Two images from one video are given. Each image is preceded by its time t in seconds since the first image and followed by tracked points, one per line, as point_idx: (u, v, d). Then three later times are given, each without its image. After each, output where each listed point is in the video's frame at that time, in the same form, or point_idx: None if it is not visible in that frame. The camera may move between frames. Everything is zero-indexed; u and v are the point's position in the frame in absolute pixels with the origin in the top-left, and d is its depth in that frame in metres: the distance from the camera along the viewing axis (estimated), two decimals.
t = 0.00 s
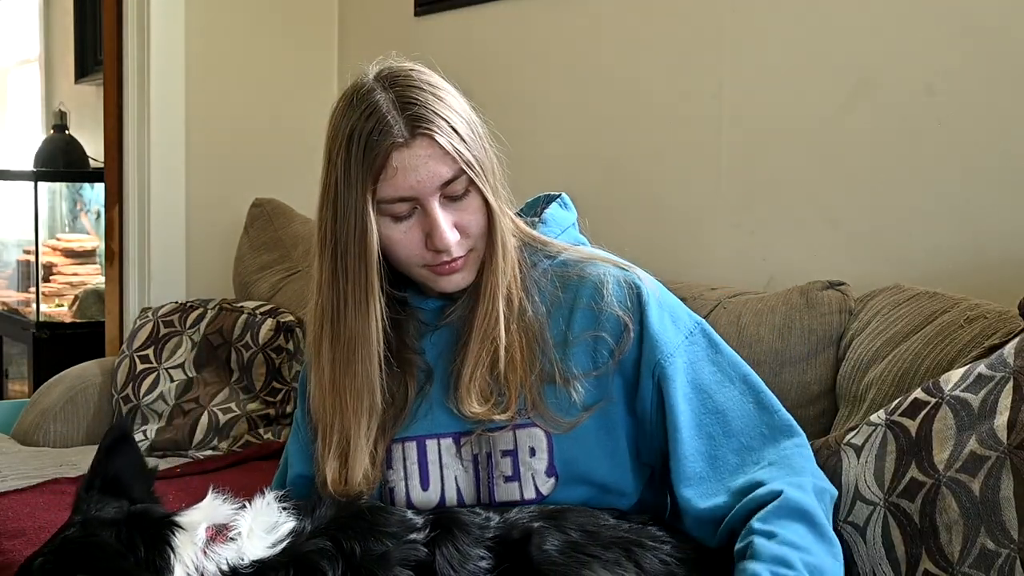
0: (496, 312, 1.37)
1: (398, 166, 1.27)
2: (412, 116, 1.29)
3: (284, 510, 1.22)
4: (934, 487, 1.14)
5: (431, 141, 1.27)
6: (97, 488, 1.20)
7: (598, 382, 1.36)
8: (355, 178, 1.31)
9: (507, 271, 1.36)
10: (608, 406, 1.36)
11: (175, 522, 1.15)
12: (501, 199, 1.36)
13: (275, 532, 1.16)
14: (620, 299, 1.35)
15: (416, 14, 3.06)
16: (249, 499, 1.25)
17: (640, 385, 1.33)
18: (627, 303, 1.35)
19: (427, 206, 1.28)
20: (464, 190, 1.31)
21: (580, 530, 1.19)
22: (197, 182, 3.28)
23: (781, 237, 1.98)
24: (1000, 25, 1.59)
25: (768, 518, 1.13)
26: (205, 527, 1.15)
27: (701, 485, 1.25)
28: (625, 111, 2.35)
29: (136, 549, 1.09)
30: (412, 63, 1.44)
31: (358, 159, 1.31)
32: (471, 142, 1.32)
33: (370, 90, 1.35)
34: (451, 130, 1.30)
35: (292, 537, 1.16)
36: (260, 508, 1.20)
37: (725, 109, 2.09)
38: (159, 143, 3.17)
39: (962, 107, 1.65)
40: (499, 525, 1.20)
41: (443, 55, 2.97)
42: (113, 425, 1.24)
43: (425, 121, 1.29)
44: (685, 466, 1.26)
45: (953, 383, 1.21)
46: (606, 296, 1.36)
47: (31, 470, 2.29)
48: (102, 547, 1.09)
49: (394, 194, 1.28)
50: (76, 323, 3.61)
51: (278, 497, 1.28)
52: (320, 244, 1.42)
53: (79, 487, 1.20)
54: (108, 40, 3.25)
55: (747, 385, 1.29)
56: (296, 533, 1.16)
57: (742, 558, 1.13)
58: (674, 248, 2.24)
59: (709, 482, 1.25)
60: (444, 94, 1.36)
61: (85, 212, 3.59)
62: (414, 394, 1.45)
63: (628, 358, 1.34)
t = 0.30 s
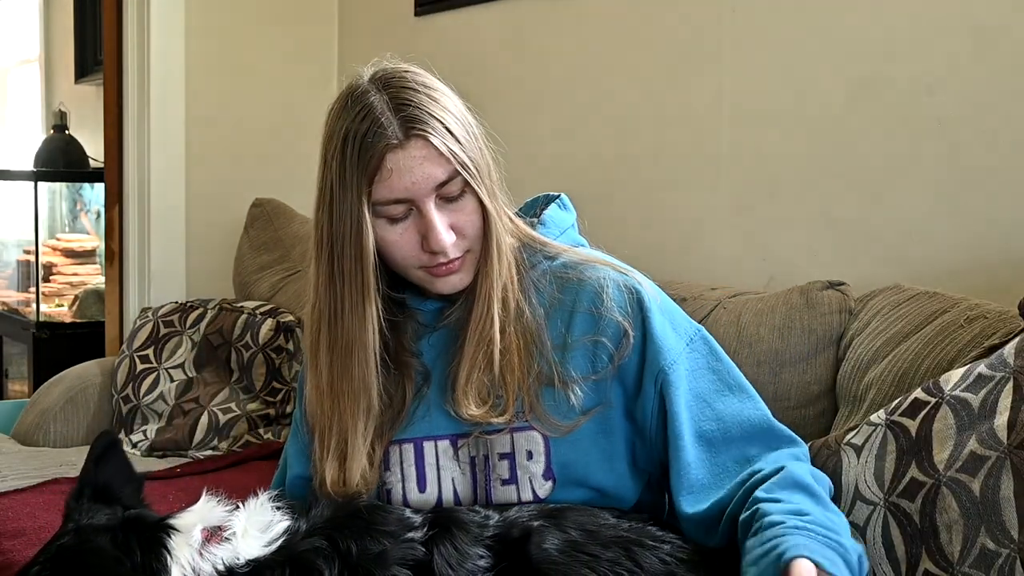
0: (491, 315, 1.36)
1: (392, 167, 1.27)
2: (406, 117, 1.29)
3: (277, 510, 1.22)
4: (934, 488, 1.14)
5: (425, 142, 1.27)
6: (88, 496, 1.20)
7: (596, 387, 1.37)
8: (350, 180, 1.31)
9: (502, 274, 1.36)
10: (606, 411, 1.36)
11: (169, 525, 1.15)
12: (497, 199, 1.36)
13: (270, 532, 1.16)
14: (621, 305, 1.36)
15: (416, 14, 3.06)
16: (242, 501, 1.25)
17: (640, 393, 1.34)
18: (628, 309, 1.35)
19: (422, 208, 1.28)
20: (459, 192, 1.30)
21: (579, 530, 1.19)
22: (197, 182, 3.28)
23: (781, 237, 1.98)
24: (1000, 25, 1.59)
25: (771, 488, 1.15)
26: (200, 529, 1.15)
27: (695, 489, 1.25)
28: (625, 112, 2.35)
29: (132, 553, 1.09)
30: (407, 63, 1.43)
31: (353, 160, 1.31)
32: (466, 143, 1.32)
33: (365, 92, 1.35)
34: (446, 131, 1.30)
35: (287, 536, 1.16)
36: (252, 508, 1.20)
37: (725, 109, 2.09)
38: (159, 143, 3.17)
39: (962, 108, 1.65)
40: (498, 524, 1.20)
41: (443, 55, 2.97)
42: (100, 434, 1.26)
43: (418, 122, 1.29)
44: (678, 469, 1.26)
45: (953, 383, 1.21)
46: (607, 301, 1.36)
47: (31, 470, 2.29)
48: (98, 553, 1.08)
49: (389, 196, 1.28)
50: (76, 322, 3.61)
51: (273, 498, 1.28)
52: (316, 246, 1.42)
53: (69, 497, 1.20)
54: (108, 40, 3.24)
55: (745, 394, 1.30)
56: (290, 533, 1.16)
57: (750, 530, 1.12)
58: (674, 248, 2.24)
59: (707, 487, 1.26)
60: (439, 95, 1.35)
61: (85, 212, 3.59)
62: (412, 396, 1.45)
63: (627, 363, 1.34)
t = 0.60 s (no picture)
0: (490, 315, 1.36)
1: (390, 164, 1.27)
2: (405, 114, 1.29)
3: (273, 513, 1.23)
4: (934, 487, 1.14)
5: (424, 139, 1.27)
6: (77, 503, 1.20)
7: (592, 395, 1.37)
8: (349, 176, 1.31)
9: (502, 273, 1.36)
10: (601, 420, 1.37)
11: (165, 530, 1.15)
12: (497, 199, 1.36)
13: (265, 533, 1.16)
14: (618, 316, 1.35)
15: (416, 14, 3.06)
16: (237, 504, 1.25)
17: (631, 409, 1.34)
18: (626, 320, 1.34)
19: (420, 205, 1.28)
20: (458, 189, 1.30)
21: (579, 530, 1.19)
22: (197, 182, 3.28)
23: (781, 237, 1.98)
24: (1001, 25, 1.59)
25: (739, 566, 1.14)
26: (195, 533, 1.15)
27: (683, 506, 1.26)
28: (625, 111, 2.35)
29: (127, 558, 1.10)
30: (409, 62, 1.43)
31: (352, 156, 1.31)
32: (466, 141, 1.32)
33: (366, 89, 1.35)
34: (445, 128, 1.29)
35: (282, 538, 1.16)
36: (247, 511, 1.21)
37: (725, 109, 2.09)
38: (158, 143, 3.17)
39: (962, 107, 1.65)
40: (497, 525, 1.20)
41: (443, 55, 2.97)
42: (84, 440, 1.24)
43: (418, 119, 1.29)
44: (666, 475, 1.27)
45: (953, 383, 1.21)
46: (604, 311, 1.35)
47: (30, 470, 2.28)
48: (90, 558, 1.10)
49: (387, 192, 1.29)
50: (76, 322, 3.61)
51: (269, 502, 1.28)
52: (314, 244, 1.42)
53: (59, 505, 1.20)
54: (108, 40, 3.24)
55: (734, 414, 1.30)
56: (286, 534, 1.17)
57: None
58: (674, 248, 2.24)
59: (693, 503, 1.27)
60: (440, 93, 1.35)
61: (85, 212, 3.59)
62: (413, 398, 1.44)
63: (621, 378, 1.34)
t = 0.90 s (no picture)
0: (492, 316, 1.35)
1: (392, 163, 1.27)
2: (408, 112, 1.29)
3: (270, 515, 1.22)
4: (934, 487, 1.14)
5: (427, 138, 1.27)
6: (74, 506, 1.20)
7: (596, 397, 1.37)
8: (352, 173, 1.31)
9: (504, 275, 1.35)
10: (606, 421, 1.37)
11: (163, 531, 1.15)
12: (500, 199, 1.35)
13: (263, 535, 1.16)
14: (623, 316, 1.35)
15: (416, 14, 3.06)
16: (234, 506, 1.25)
17: (640, 409, 1.34)
18: (631, 321, 1.35)
19: (422, 204, 1.28)
20: (460, 189, 1.30)
21: (579, 530, 1.19)
22: (197, 182, 3.28)
23: (781, 237, 1.98)
24: (1001, 26, 1.58)
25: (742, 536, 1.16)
26: (193, 534, 1.15)
27: (687, 503, 1.27)
28: (625, 111, 2.35)
29: (125, 560, 1.10)
30: (415, 60, 1.43)
31: (354, 153, 1.31)
32: (469, 141, 1.31)
33: (371, 86, 1.35)
34: (448, 128, 1.29)
35: (280, 539, 1.16)
36: (245, 512, 1.21)
37: (725, 109, 2.09)
38: (159, 143, 3.17)
39: (962, 108, 1.65)
40: (497, 525, 1.20)
41: (443, 55, 2.97)
42: (78, 444, 1.25)
43: (420, 117, 1.28)
44: (677, 473, 1.27)
45: (953, 383, 1.21)
46: (610, 312, 1.36)
47: (31, 470, 2.28)
48: (87, 562, 1.09)
49: (389, 191, 1.28)
50: (76, 323, 3.61)
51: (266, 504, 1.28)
52: (319, 240, 1.42)
53: (55, 508, 1.20)
54: (108, 40, 3.25)
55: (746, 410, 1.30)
56: (284, 536, 1.17)
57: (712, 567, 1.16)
58: (674, 248, 2.24)
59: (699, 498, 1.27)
60: (445, 92, 1.35)
61: (85, 212, 3.59)
62: (415, 398, 1.44)
63: (627, 378, 1.34)
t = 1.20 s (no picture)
0: (494, 319, 1.36)
1: (395, 163, 1.27)
2: (412, 113, 1.29)
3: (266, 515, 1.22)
4: (934, 487, 1.14)
5: (430, 139, 1.27)
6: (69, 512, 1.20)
7: (594, 399, 1.37)
8: (355, 173, 1.31)
9: (506, 277, 1.35)
10: (604, 423, 1.37)
11: (161, 534, 1.15)
12: (503, 201, 1.35)
13: (261, 536, 1.16)
14: (622, 318, 1.35)
15: (416, 14, 3.06)
16: (230, 507, 1.25)
17: (637, 411, 1.34)
18: (630, 323, 1.35)
19: (424, 205, 1.28)
20: (463, 191, 1.30)
21: (578, 530, 1.19)
22: (197, 182, 3.28)
23: (781, 237, 1.98)
24: (1000, 25, 1.58)
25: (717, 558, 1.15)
26: (191, 537, 1.15)
27: (683, 505, 1.27)
28: (624, 111, 2.35)
29: (125, 562, 1.10)
30: (419, 59, 1.43)
31: (358, 153, 1.31)
32: (472, 143, 1.31)
33: (376, 86, 1.35)
34: (451, 129, 1.29)
35: (279, 540, 1.16)
36: (241, 514, 1.20)
37: (725, 109, 2.09)
38: (158, 143, 3.17)
39: (962, 107, 1.65)
40: (496, 525, 1.20)
41: (443, 55, 2.97)
42: (70, 448, 1.26)
43: (424, 118, 1.29)
44: (671, 476, 1.27)
45: (953, 383, 1.21)
46: (608, 314, 1.36)
47: (30, 470, 2.28)
48: (89, 566, 1.10)
49: (391, 191, 1.28)
50: (76, 323, 3.61)
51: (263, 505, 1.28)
52: (322, 238, 1.42)
53: (48, 514, 1.20)
54: (108, 40, 3.25)
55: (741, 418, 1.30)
56: (282, 537, 1.16)
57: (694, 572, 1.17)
58: (674, 248, 2.24)
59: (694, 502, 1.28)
60: (448, 92, 1.35)
61: (85, 212, 3.59)
62: (417, 397, 1.45)
63: (626, 379, 1.34)
